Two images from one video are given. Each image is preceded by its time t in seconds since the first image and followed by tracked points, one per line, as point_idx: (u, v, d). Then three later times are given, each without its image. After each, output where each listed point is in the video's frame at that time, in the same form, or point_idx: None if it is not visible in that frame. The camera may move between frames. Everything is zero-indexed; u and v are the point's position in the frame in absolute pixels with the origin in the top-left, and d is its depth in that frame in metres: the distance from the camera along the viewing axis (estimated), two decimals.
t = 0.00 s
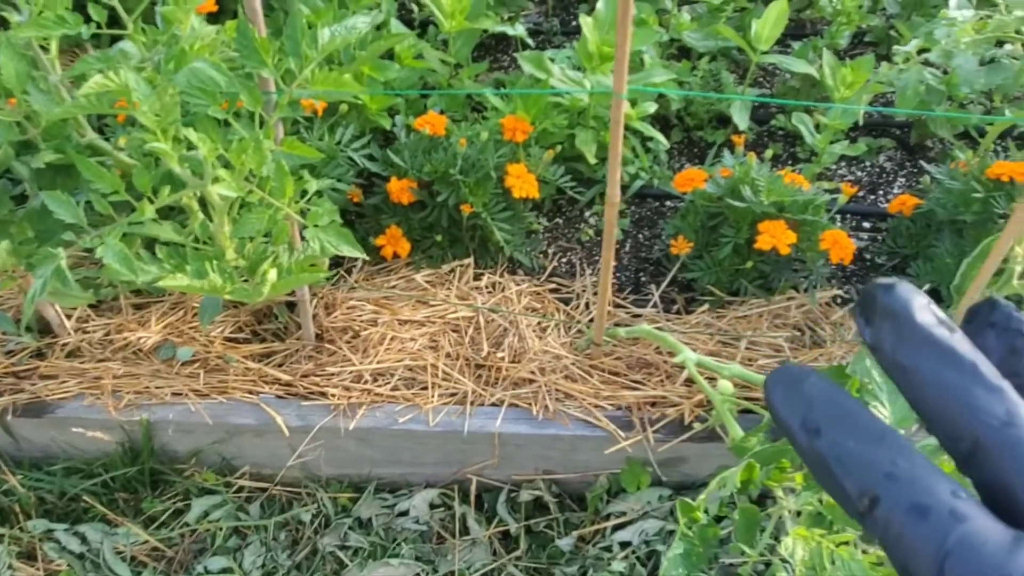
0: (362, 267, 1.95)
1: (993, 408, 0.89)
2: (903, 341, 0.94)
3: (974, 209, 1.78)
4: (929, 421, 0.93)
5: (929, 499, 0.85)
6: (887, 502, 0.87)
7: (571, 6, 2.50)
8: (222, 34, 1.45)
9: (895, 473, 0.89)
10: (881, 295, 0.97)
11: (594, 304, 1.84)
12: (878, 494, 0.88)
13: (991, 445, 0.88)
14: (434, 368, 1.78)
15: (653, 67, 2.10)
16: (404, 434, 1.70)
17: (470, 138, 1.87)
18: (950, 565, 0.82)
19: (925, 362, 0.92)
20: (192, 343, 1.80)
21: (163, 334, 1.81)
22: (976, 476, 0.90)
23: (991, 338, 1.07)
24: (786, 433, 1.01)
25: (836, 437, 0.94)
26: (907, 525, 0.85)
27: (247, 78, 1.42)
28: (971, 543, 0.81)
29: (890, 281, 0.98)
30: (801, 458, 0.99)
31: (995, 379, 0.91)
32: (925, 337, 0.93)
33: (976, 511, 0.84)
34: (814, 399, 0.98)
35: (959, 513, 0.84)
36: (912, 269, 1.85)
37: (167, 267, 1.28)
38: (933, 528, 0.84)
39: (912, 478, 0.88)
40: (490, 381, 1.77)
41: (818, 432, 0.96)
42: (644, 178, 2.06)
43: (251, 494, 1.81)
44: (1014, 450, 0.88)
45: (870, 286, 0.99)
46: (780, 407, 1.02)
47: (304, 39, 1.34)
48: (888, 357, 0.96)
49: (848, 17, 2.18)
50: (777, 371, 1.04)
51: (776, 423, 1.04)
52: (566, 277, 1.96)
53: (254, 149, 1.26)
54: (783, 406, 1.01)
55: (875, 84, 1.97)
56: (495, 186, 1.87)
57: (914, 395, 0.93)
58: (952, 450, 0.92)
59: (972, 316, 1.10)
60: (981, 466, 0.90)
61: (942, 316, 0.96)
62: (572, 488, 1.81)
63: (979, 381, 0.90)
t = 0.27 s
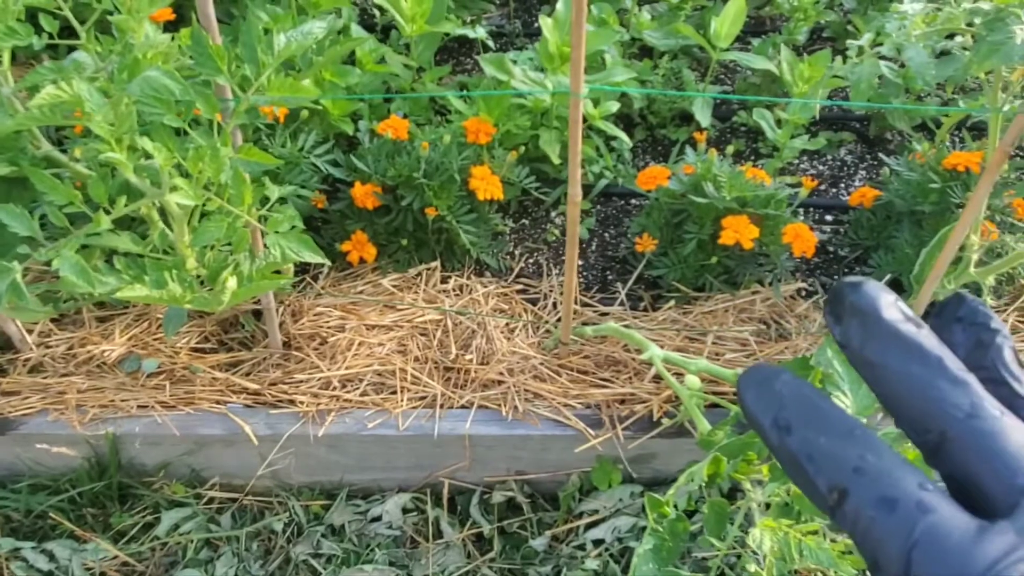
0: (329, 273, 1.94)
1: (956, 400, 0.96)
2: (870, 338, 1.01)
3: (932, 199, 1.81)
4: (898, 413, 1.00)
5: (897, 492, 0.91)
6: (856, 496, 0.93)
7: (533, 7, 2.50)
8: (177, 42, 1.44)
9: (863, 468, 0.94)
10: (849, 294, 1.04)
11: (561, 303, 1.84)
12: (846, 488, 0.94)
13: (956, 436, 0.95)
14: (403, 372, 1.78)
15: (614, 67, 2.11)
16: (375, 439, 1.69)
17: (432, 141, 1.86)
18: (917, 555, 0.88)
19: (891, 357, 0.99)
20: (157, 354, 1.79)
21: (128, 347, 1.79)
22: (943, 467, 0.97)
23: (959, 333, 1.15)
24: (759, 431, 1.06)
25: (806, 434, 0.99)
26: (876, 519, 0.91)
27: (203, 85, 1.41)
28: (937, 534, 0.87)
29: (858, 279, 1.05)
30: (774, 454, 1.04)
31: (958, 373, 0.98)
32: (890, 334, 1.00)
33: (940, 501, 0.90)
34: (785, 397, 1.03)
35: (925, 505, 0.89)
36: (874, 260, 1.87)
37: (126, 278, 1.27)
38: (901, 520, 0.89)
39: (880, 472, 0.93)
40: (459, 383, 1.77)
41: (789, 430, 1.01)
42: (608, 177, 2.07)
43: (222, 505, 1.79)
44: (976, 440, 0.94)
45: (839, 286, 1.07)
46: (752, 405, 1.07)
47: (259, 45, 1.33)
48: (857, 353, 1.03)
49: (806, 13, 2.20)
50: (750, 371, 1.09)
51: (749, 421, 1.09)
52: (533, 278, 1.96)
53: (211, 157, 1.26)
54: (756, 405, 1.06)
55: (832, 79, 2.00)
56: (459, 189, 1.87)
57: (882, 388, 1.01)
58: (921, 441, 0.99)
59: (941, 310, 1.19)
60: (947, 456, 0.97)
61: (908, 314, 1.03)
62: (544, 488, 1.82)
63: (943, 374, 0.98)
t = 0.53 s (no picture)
0: (320, 275, 1.94)
1: (965, 408, 0.93)
2: (880, 349, 0.98)
3: (921, 195, 1.81)
4: (910, 425, 0.96)
5: (906, 501, 0.88)
6: (867, 505, 0.89)
7: (523, 7, 2.50)
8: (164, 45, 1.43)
9: (874, 477, 0.91)
10: (857, 304, 1.01)
11: (552, 303, 1.84)
12: (857, 497, 0.91)
13: (967, 444, 0.92)
14: (394, 374, 1.77)
15: (604, 66, 2.10)
16: (367, 441, 1.69)
17: (422, 142, 1.86)
18: (928, 563, 0.85)
19: (900, 367, 0.96)
20: (148, 359, 1.78)
21: (118, 351, 1.79)
22: (954, 477, 0.94)
23: (965, 342, 1.14)
24: (770, 444, 1.01)
25: (817, 444, 0.95)
26: (886, 527, 0.88)
27: (190, 88, 1.41)
28: (948, 541, 0.85)
29: (865, 291, 1.02)
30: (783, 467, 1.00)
31: (967, 380, 0.95)
32: (897, 344, 0.97)
33: (951, 509, 0.87)
34: (793, 408, 0.99)
35: (936, 513, 0.86)
36: (865, 257, 1.87)
37: (113, 282, 1.27)
38: (909, 527, 0.86)
39: (891, 477, 0.90)
40: (451, 385, 1.77)
41: (799, 440, 0.97)
42: (599, 176, 2.07)
43: (215, 509, 1.79)
44: (987, 449, 0.91)
45: (847, 296, 1.03)
46: (763, 419, 1.02)
47: (245, 47, 1.32)
48: (866, 363, 1.00)
49: (795, 11, 2.20)
50: (757, 382, 1.05)
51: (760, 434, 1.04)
52: (525, 278, 1.96)
53: (198, 160, 1.25)
54: (765, 417, 1.01)
55: (822, 76, 2.00)
56: (450, 190, 1.86)
57: (890, 398, 0.97)
58: (931, 452, 0.95)
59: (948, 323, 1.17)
60: (958, 467, 0.93)
61: (916, 323, 1.00)
62: (538, 488, 1.81)
63: (953, 383, 0.94)
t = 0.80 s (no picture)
0: (316, 281, 1.94)
1: None
2: (947, 271, 0.82)
3: (916, 198, 1.81)
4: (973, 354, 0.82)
5: (984, 437, 0.74)
6: (940, 445, 0.76)
7: (518, 11, 2.50)
8: (157, 53, 1.43)
9: (946, 414, 0.77)
10: (920, 225, 0.85)
11: (548, 308, 1.84)
12: (929, 436, 0.77)
13: None
14: (390, 380, 1.77)
15: (599, 70, 2.11)
16: (363, 447, 1.69)
17: (417, 148, 1.86)
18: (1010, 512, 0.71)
19: (971, 290, 0.80)
20: (143, 366, 1.78)
21: (114, 358, 1.79)
22: None
23: None
24: (821, 375, 0.87)
25: (879, 376, 0.81)
26: (961, 470, 0.74)
27: (183, 96, 1.41)
28: None
29: (928, 208, 0.87)
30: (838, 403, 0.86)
31: None
32: (965, 262, 0.81)
33: None
34: (851, 335, 0.85)
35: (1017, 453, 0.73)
36: (860, 259, 1.88)
37: (107, 291, 1.27)
38: (991, 469, 0.73)
39: (967, 415, 0.76)
40: (447, 390, 1.77)
41: (858, 370, 0.83)
42: (595, 181, 2.07)
43: (211, 516, 1.79)
44: None
45: (909, 215, 0.87)
46: (815, 348, 0.88)
47: (238, 55, 1.32)
48: (933, 291, 0.83)
49: (789, 14, 2.20)
50: (806, 309, 0.91)
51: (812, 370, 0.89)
52: (521, 283, 1.96)
53: (191, 168, 1.25)
54: (818, 346, 0.87)
55: (816, 80, 2.00)
56: (445, 195, 1.86)
57: (960, 329, 0.81)
58: (1011, 388, 0.80)
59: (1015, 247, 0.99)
60: None
61: (989, 244, 0.84)
62: (535, 493, 1.81)
63: None
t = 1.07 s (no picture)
0: (312, 290, 1.94)
1: None
2: (985, 242, 0.95)
3: (910, 203, 1.82)
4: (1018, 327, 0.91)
5: (1017, 412, 0.86)
6: (976, 418, 0.88)
7: (513, 19, 2.51)
8: (152, 64, 1.43)
9: (983, 388, 0.89)
10: (958, 193, 1.00)
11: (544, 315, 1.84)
12: (965, 408, 0.89)
13: None
14: (387, 388, 1.77)
15: (593, 77, 2.11)
16: (361, 456, 1.69)
17: (413, 156, 1.87)
18: None
19: (1013, 260, 0.92)
20: (140, 375, 1.78)
21: (111, 369, 1.79)
22: None
23: None
24: (852, 344, 1.00)
25: (912, 347, 0.94)
26: (1000, 443, 0.85)
27: (178, 107, 1.41)
28: None
29: (964, 180, 1.01)
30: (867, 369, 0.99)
31: None
32: (1008, 234, 0.94)
33: None
34: (881, 306, 0.99)
35: None
36: (855, 264, 1.88)
37: (102, 302, 1.27)
38: None
39: (1001, 392, 0.88)
40: (444, 398, 1.77)
41: (889, 342, 0.96)
42: (590, 187, 2.07)
43: (209, 525, 1.79)
44: None
45: (942, 185, 1.03)
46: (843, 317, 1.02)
47: (233, 66, 1.33)
48: (965, 259, 0.96)
49: (783, 20, 2.21)
50: (836, 281, 1.05)
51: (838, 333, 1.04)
52: (517, 290, 1.97)
53: (186, 179, 1.26)
54: (848, 317, 1.01)
55: (810, 85, 2.01)
56: (441, 203, 1.87)
57: (993, 297, 0.92)
58: None
59: None
60: None
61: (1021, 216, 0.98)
62: (532, 499, 1.82)
63: None
